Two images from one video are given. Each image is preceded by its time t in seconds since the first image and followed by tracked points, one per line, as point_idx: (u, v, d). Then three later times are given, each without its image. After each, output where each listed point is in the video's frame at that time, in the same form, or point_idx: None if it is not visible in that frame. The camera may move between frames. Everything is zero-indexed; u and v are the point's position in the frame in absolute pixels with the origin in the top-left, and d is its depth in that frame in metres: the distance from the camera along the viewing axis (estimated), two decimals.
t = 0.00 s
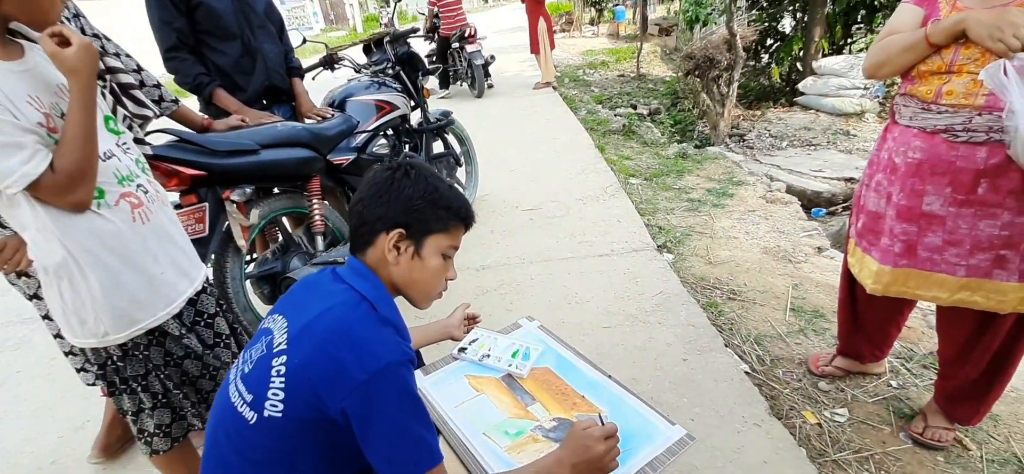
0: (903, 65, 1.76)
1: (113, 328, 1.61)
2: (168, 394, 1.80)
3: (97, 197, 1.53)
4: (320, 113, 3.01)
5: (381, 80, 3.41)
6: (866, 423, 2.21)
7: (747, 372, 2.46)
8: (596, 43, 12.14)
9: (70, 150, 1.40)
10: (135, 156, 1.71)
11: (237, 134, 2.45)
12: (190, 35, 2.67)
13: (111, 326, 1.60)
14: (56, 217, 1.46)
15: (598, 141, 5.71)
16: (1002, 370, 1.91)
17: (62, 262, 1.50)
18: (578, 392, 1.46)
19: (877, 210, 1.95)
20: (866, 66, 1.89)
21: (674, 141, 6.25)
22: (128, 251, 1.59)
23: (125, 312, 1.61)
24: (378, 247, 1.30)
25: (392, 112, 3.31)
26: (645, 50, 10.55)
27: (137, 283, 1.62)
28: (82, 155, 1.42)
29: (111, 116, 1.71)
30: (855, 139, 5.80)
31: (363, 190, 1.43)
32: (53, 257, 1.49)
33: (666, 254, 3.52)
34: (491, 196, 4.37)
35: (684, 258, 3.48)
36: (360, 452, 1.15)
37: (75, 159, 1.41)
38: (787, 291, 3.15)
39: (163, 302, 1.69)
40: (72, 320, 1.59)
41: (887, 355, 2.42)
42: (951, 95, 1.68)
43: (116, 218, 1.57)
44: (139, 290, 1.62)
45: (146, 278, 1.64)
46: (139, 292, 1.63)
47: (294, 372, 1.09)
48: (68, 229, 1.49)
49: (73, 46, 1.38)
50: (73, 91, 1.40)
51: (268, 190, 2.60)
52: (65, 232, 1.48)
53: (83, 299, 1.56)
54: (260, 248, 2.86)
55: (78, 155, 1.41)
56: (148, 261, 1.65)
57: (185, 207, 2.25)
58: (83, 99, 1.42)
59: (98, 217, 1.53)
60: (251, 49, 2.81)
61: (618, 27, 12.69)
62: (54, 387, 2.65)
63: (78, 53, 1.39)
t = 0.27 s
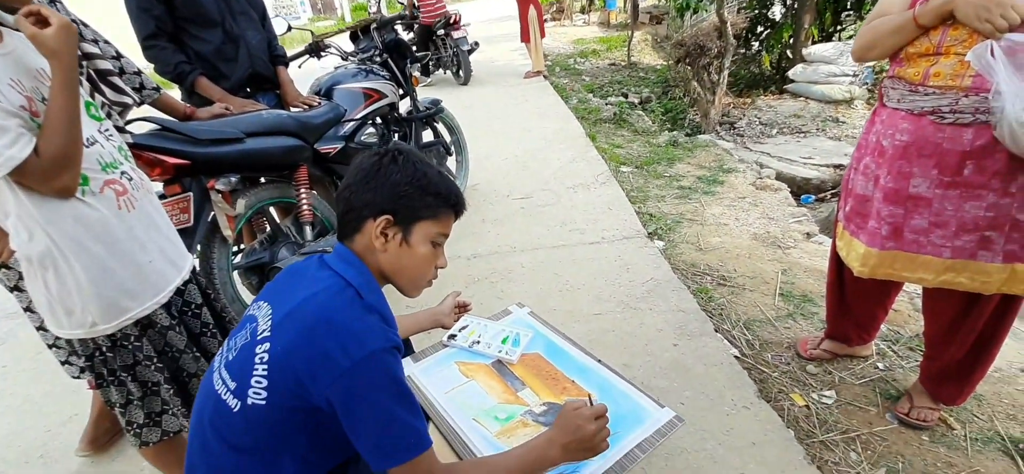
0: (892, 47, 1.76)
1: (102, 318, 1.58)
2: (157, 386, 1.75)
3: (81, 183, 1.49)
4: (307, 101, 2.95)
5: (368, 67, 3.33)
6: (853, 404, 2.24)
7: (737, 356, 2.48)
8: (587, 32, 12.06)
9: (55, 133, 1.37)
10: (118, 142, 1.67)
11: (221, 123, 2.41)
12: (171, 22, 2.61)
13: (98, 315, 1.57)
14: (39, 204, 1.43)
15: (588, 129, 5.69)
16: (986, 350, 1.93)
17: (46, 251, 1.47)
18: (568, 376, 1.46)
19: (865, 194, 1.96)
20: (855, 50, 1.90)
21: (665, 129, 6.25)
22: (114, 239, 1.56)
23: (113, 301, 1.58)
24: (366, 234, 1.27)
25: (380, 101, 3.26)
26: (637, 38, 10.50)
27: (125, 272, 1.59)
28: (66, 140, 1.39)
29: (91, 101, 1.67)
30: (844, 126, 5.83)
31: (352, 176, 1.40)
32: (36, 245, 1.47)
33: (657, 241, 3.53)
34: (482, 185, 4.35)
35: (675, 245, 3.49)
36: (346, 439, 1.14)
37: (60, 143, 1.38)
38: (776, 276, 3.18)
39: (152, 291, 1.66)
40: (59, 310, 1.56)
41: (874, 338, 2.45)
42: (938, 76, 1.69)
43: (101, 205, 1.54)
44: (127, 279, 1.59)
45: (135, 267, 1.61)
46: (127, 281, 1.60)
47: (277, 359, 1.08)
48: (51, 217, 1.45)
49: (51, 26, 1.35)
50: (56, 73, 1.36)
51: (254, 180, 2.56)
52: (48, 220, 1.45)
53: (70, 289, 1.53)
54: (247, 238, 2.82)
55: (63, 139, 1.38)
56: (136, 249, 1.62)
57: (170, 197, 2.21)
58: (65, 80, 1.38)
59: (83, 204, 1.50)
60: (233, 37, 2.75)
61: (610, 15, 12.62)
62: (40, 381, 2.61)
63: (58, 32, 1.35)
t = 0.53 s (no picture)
0: (877, 30, 1.77)
1: (83, 309, 1.54)
2: (144, 374, 1.72)
3: (55, 169, 1.44)
4: (289, 89, 2.88)
5: (352, 54, 3.28)
6: (838, 386, 2.27)
7: (724, 341, 2.50)
8: (574, 22, 12.00)
9: (25, 114, 1.32)
10: (94, 128, 1.61)
11: (200, 110, 2.35)
12: (145, 6, 2.53)
13: (80, 305, 1.53)
14: (12, 190, 1.37)
15: (576, 119, 5.68)
16: (967, 332, 1.97)
17: (22, 240, 1.41)
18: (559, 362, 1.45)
19: (850, 178, 1.97)
20: (840, 33, 1.90)
21: (652, 119, 6.26)
22: (93, 227, 1.51)
23: (94, 290, 1.53)
24: (353, 220, 1.23)
25: (364, 89, 3.20)
26: (623, 28, 10.48)
27: (105, 260, 1.54)
28: (37, 122, 1.33)
29: (64, 84, 1.60)
30: (828, 115, 5.89)
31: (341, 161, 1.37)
32: (13, 235, 1.41)
33: (644, 229, 3.53)
34: (469, 175, 4.31)
35: (662, 233, 3.51)
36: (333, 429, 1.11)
37: (31, 124, 1.32)
38: (762, 263, 3.21)
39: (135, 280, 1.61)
40: (38, 301, 1.51)
41: (857, 321, 2.49)
42: (922, 59, 1.70)
43: (77, 192, 1.48)
44: (108, 269, 1.55)
45: (116, 256, 1.56)
46: (108, 269, 1.55)
47: (260, 348, 1.05)
48: (25, 204, 1.40)
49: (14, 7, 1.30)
50: (22, 53, 1.31)
51: (235, 169, 2.49)
52: (21, 208, 1.39)
53: (48, 279, 1.48)
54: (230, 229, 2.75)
55: (35, 120, 1.33)
56: (116, 237, 1.57)
57: (148, 186, 2.15)
58: (33, 63, 1.32)
59: (58, 191, 1.45)
60: (211, 22, 2.68)
61: (596, 5, 12.57)
62: (17, 377, 2.55)
63: (22, 13, 1.31)
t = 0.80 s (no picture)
0: (872, 11, 1.75)
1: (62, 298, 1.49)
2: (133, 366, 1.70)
3: (15, 154, 1.37)
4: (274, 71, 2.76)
5: (339, 36, 3.19)
6: (829, 370, 2.28)
7: (716, 326, 2.50)
8: (565, 9, 11.87)
9: None
10: (64, 111, 1.54)
11: (178, 92, 2.27)
12: None
13: (55, 296, 1.48)
14: None
15: (567, 106, 5.63)
16: (958, 314, 1.98)
17: None
18: (552, 346, 1.42)
19: (844, 161, 1.96)
20: (833, 15, 1.87)
21: (644, 106, 6.22)
22: (60, 215, 1.44)
23: (68, 281, 1.48)
24: (342, 202, 1.19)
25: (352, 72, 3.12)
26: (615, 15, 10.38)
27: (77, 250, 1.48)
28: None
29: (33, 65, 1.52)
30: (818, 102, 5.89)
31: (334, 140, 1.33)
32: None
33: (637, 215, 3.51)
34: (460, 161, 4.26)
35: (654, 220, 3.49)
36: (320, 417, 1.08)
37: None
38: (754, 248, 3.21)
39: (110, 270, 1.54)
40: (14, 292, 1.47)
41: (848, 305, 2.49)
42: (920, 39, 1.69)
43: (41, 178, 1.41)
44: (80, 258, 1.48)
45: (89, 245, 1.49)
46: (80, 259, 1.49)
47: (244, 333, 1.01)
48: None
49: None
50: None
51: (219, 153, 2.43)
52: None
53: (20, 269, 1.44)
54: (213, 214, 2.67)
55: None
56: (87, 225, 1.49)
57: (128, 170, 2.08)
58: None
59: (19, 177, 1.38)
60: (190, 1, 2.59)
61: None
62: None
63: None
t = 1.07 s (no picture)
0: None
1: (8, 294, 1.37)
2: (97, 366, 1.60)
3: None
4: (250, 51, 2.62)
5: (319, 15, 3.06)
6: (815, 357, 2.28)
7: (704, 314, 2.48)
8: None
9: None
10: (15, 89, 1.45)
11: (147, 69, 2.14)
12: None
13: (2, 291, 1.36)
14: None
15: (553, 93, 5.55)
16: (945, 300, 1.98)
17: None
18: (541, 336, 1.37)
19: (836, 146, 1.97)
20: None
21: (630, 93, 6.17)
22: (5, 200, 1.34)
23: (15, 273, 1.37)
24: (319, 184, 1.11)
25: (331, 52, 2.97)
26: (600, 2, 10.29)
27: (24, 239, 1.37)
28: None
29: None
30: (802, 92, 5.92)
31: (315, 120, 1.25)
32: None
33: (624, 203, 3.47)
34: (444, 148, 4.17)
35: (641, 207, 3.46)
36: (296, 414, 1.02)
37: None
38: (740, 236, 3.20)
39: (60, 262, 1.43)
40: None
41: (834, 293, 2.49)
42: (915, 21, 1.69)
43: None
44: (28, 248, 1.38)
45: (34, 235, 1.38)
46: (29, 249, 1.38)
47: (210, 324, 0.94)
48: None
49: None
50: None
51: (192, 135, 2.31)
52: None
53: None
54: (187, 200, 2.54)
55: None
56: (35, 213, 1.39)
57: (93, 152, 1.97)
58: None
59: None
60: None
61: None
62: None
63: None
